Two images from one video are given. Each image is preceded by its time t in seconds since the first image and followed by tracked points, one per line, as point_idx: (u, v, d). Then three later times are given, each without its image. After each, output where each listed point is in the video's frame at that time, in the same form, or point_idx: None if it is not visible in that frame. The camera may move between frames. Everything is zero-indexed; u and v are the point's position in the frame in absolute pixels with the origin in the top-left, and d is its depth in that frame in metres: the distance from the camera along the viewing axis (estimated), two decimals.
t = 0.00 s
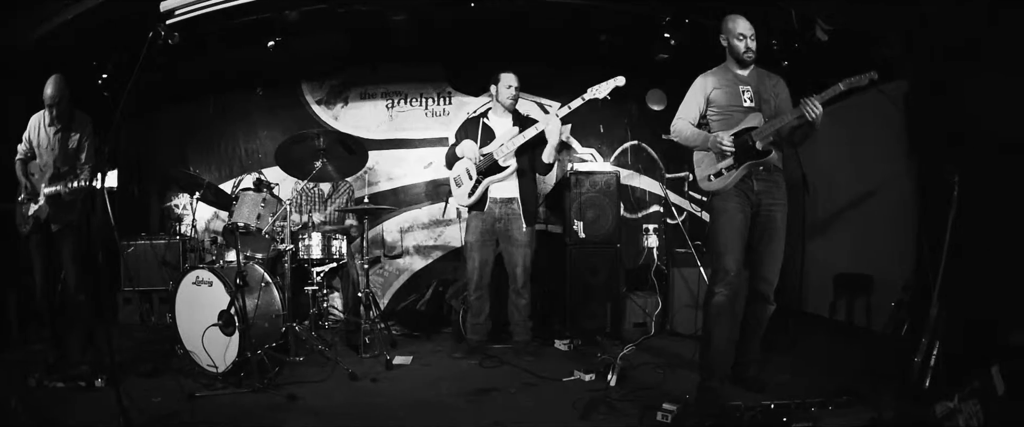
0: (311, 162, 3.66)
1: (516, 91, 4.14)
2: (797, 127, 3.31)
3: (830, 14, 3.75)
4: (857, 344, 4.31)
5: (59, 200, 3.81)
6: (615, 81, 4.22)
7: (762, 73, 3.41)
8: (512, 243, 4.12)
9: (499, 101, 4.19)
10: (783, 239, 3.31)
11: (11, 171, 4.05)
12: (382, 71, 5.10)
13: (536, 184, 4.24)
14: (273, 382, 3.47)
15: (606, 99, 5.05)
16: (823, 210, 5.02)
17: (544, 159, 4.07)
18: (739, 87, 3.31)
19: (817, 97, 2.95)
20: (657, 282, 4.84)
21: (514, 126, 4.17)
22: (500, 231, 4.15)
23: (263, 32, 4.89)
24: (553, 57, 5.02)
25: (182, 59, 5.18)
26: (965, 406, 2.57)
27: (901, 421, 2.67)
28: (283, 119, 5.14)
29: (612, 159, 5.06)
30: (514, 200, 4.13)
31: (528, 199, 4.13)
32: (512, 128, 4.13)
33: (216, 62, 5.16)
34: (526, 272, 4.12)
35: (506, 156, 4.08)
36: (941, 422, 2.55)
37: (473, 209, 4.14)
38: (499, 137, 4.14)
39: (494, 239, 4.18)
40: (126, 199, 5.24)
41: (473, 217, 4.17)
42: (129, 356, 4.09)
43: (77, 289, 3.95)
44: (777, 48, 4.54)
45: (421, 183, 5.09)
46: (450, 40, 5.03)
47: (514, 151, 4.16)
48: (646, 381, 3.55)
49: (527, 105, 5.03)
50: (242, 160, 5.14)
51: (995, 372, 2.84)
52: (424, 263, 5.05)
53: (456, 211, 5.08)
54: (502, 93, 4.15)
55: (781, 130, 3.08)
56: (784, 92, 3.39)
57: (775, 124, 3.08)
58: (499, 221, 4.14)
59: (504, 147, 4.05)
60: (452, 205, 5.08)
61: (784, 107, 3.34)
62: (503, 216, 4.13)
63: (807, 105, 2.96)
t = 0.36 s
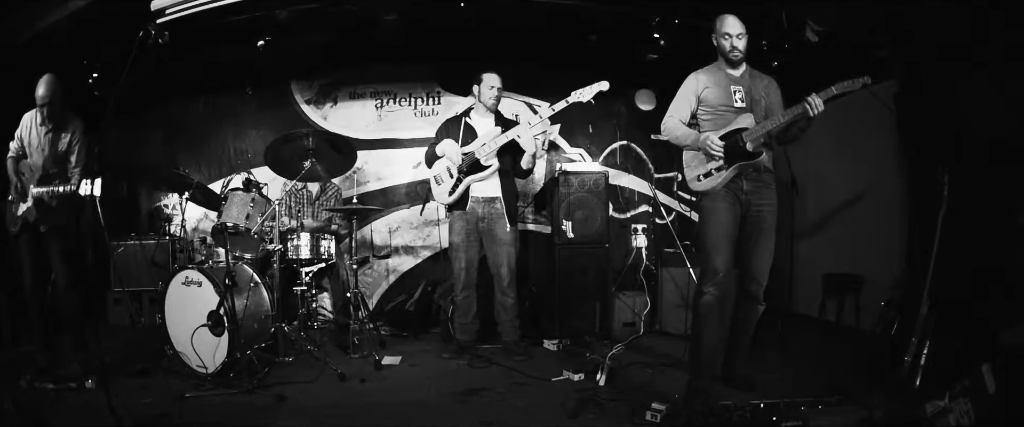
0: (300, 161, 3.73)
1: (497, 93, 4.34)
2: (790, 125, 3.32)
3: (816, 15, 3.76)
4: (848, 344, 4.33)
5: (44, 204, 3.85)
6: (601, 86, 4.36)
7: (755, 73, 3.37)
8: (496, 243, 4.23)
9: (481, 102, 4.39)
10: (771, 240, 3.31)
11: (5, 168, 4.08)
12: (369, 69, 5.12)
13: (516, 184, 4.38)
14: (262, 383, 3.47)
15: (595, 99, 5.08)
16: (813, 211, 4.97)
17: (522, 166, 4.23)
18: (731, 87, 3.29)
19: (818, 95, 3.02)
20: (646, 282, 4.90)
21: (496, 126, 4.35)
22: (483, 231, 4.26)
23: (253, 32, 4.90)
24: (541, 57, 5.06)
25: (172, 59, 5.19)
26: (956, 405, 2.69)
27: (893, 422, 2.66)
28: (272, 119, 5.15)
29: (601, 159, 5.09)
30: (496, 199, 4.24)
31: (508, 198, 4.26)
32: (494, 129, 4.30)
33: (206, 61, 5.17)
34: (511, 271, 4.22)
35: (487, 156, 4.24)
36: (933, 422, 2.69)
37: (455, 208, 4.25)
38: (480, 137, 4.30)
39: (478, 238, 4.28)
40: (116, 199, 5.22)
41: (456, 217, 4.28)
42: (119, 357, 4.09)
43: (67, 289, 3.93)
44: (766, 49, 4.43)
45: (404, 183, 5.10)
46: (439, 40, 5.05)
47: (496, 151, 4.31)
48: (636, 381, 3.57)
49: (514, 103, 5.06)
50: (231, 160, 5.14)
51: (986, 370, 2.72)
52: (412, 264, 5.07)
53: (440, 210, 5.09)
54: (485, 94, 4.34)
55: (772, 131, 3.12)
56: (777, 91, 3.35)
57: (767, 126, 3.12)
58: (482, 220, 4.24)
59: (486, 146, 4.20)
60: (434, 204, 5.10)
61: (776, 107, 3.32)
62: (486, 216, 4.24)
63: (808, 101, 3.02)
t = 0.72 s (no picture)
0: (288, 162, 3.84)
1: (492, 94, 4.39)
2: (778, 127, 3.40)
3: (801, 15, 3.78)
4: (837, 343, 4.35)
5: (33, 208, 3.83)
6: (596, 81, 4.37)
7: (746, 74, 3.38)
8: (493, 243, 4.24)
9: (477, 103, 4.42)
10: (762, 240, 3.32)
11: None
12: (358, 69, 5.14)
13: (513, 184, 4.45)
14: (252, 384, 3.47)
15: (584, 99, 5.10)
16: (806, 211, 4.81)
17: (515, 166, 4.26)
18: (722, 88, 3.31)
19: (810, 98, 3.14)
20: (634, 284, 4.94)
21: (494, 126, 4.40)
22: (482, 232, 4.26)
23: (243, 31, 4.89)
24: (530, 58, 5.07)
25: (161, 59, 5.19)
26: (947, 403, 2.69)
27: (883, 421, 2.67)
28: (262, 119, 5.16)
29: (591, 160, 5.10)
30: (495, 200, 4.26)
31: (507, 199, 4.30)
32: (491, 129, 4.36)
33: (195, 60, 5.17)
34: (507, 272, 4.24)
35: (487, 157, 4.30)
36: (923, 421, 2.70)
37: (455, 211, 4.25)
38: (479, 138, 4.34)
39: (474, 239, 4.29)
40: (106, 200, 5.21)
41: (456, 219, 4.28)
42: (109, 358, 4.08)
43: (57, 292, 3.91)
44: (757, 49, 4.56)
45: (398, 183, 5.11)
46: (429, 40, 5.07)
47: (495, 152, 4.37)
48: (625, 380, 3.59)
49: (505, 105, 5.08)
50: (221, 160, 5.16)
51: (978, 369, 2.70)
52: (401, 264, 5.07)
53: (436, 211, 5.09)
54: (480, 96, 4.37)
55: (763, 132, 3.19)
56: (768, 92, 3.39)
57: (759, 127, 3.17)
58: (481, 221, 4.25)
59: (485, 147, 4.27)
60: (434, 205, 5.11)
61: (767, 108, 3.34)
62: (485, 216, 4.25)
63: (802, 104, 3.13)
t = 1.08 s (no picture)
0: (279, 162, 3.82)
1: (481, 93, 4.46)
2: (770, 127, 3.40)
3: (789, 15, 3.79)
4: (828, 343, 4.37)
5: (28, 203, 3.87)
6: (584, 83, 4.40)
7: (740, 73, 3.38)
8: (481, 243, 4.28)
9: (467, 102, 4.50)
10: (754, 240, 3.32)
11: None
12: (350, 69, 5.13)
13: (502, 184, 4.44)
14: (243, 384, 3.48)
15: (576, 99, 5.11)
16: (799, 209, 4.78)
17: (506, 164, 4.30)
18: (715, 87, 3.32)
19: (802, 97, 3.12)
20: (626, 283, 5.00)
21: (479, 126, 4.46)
22: (468, 231, 4.30)
23: (236, 30, 4.88)
24: (522, 58, 5.08)
25: (153, 59, 5.19)
26: (939, 403, 2.73)
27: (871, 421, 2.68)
28: (254, 119, 5.16)
29: (581, 159, 5.12)
30: (481, 199, 4.30)
31: (493, 198, 4.32)
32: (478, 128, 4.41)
33: (187, 59, 5.16)
34: (495, 271, 4.27)
35: (472, 156, 4.26)
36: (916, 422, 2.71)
37: (439, 209, 4.29)
38: (466, 137, 4.33)
39: (462, 239, 4.32)
40: (99, 200, 5.21)
41: (441, 217, 4.32)
42: (101, 359, 4.08)
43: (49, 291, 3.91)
44: (750, 50, 4.49)
45: (390, 182, 5.12)
46: (421, 40, 5.08)
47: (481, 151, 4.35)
48: (616, 380, 3.60)
49: (496, 105, 5.09)
50: (213, 160, 5.17)
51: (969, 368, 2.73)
52: (393, 264, 5.08)
53: (423, 210, 5.11)
54: (469, 95, 4.47)
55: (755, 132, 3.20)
56: (762, 91, 3.38)
57: (751, 127, 3.18)
58: (467, 220, 4.29)
59: (471, 146, 4.23)
60: (419, 204, 5.12)
61: (761, 107, 3.34)
62: (471, 215, 4.28)
63: (793, 103, 3.11)
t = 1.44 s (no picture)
0: (270, 161, 3.82)
1: (471, 93, 4.50)
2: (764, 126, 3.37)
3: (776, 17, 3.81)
4: (817, 342, 4.39)
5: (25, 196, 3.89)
6: (573, 79, 4.50)
7: (730, 73, 3.39)
8: (473, 243, 4.28)
9: (457, 102, 4.53)
10: (744, 241, 3.34)
11: None
12: (341, 70, 5.14)
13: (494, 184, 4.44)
14: (233, 385, 3.48)
15: (566, 99, 5.12)
16: (791, 209, 4.79)
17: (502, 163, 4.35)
18: (706, 87, 3.34)
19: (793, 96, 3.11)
20: (616, 283, 4.96)
21: (473, 126, 4.45)
22: (461, 231, 4.30)
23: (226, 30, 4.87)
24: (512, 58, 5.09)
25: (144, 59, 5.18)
26: (930, 401, 2.71)
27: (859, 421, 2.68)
28: (245, 119, 5.16)
29: (571, 160, 5.14)
30: (475, 200, 4.29)
31: (488, 200, 4.33)
32: (471, 129, 4.40)
33: (178, 58, 5.17)
34: (486, 271, 4.29)
35: (466, 157, 4.32)
36: (906, 421, 2.71)
37: (434, 211, 4.31)
38: (459, 138, 4.38)
39: (454, 239, 4.32)
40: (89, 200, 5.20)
41: (435, 218, 4.33)
42: (91, 360, 4.08)
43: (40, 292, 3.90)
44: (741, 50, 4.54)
45: (380, 182, 5.13)
46: (411, 40, 5.09)
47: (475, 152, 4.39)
48: (605, 380, 3.61)
49: (486, 105, 5.10)
50: (204, 160, 5.17)
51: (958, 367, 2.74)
52: (382, 264, 5.09)
53: (415, 211, 5.12)
54: (459, 95, 4.50)
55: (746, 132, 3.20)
56: (752, 91, 3.40)
57: (741, 127, 3.19)
58: (460, 221, 4.29)
59: (464, 148, 4.30)
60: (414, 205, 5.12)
61: (751, 107, 3.35)
62: (464, 216, 4.29)
63: (784, 103, 3.10)
